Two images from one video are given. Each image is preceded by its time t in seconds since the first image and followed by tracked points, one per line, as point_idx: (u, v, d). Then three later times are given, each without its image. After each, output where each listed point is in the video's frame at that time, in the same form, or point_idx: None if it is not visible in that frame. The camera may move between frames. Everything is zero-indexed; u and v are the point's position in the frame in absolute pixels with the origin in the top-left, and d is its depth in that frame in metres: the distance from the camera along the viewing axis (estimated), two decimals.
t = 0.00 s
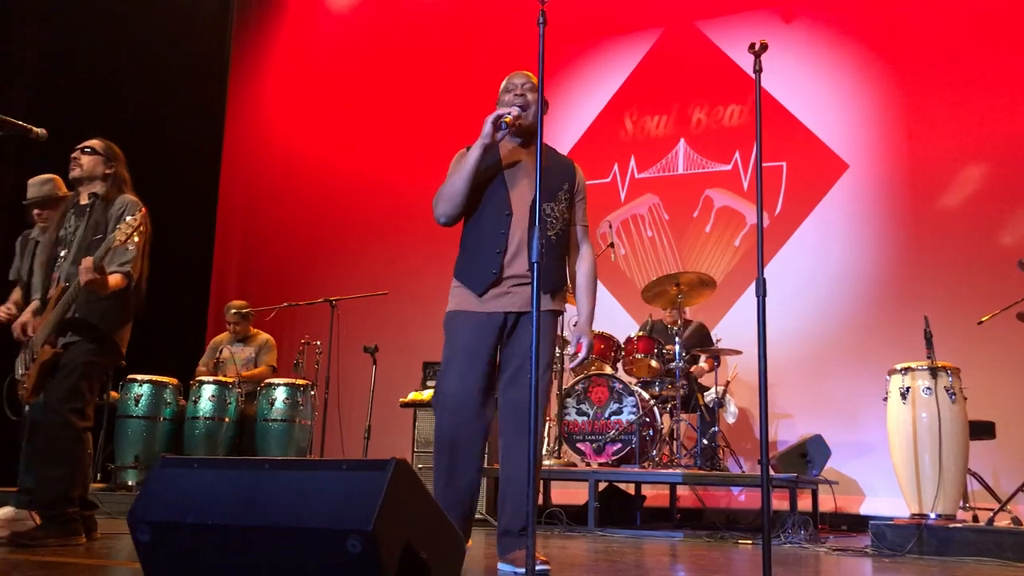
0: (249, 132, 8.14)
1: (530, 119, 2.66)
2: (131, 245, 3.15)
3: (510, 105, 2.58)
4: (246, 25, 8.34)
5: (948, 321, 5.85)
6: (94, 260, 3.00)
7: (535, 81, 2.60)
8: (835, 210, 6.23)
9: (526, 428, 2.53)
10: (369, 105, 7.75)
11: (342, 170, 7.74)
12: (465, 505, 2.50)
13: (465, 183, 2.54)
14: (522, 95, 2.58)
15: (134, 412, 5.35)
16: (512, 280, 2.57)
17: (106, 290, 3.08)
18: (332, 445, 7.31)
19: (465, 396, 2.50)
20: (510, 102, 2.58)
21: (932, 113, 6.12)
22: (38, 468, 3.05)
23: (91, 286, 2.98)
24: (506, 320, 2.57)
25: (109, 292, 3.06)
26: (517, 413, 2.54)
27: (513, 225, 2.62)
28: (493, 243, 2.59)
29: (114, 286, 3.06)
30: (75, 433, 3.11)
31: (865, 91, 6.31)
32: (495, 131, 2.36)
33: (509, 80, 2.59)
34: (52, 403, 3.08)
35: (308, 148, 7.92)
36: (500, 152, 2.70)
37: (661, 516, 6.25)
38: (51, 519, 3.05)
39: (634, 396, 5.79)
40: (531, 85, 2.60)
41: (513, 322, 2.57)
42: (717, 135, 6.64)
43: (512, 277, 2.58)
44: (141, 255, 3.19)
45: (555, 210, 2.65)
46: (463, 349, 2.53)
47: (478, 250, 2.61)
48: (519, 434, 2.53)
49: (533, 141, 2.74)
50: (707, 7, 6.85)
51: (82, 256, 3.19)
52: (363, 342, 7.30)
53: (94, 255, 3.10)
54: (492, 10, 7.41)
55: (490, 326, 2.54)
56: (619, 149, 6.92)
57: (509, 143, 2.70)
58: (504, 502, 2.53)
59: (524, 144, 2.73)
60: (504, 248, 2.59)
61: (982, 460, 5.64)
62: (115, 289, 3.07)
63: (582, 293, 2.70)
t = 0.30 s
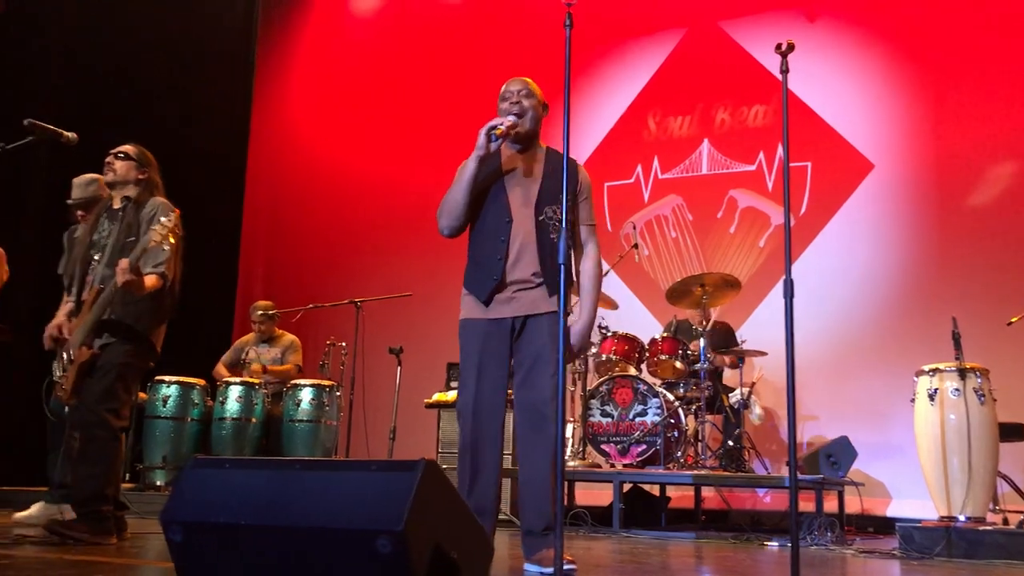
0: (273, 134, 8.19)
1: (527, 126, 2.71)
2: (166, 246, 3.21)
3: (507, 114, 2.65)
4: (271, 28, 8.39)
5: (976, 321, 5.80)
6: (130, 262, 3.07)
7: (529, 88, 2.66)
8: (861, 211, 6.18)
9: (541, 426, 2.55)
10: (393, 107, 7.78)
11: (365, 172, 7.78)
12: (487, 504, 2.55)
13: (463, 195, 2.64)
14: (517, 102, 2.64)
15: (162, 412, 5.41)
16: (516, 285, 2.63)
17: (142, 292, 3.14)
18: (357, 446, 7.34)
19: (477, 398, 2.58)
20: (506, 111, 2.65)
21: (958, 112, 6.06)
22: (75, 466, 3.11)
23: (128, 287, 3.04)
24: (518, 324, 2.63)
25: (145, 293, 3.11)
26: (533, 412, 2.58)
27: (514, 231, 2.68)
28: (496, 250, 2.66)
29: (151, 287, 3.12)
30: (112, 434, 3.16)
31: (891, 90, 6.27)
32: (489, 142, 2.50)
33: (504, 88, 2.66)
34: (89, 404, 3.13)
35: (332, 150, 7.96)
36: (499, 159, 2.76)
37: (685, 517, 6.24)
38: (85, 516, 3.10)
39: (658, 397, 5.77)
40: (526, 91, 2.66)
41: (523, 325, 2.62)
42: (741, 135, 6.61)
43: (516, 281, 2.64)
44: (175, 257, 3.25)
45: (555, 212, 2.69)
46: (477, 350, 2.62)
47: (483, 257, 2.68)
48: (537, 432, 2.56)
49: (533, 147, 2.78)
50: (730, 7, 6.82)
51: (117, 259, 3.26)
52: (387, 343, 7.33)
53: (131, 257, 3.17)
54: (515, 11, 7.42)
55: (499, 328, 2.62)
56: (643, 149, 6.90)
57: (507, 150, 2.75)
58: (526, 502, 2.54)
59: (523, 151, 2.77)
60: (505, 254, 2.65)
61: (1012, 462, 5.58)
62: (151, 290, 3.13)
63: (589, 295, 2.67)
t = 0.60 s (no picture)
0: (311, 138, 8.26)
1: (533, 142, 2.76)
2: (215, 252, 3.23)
3: (513, 132, 2.72)
4: (308, 32, 8.44)
5: None
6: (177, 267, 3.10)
7: (534, 102, 2.70)
8: (903, 209, 6.10)
9: (566, 428, 2.62)
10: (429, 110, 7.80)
11: (402, 175, 7.82)
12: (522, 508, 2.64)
13: (477, 217, 2.77)
14: (521, 119, 2.70)
15: (206, 414, 5.50)
16: (531, 296, 2.71)
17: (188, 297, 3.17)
18: (396, 447, 7.38)
19: (500, 405, 2.69)
20: (512, 129, 2.71)
21: (1003, 108, 5.96)
22: (122, 465, 3.17)
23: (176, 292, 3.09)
24: (535, 331, 2.72)
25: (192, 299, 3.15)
26: (559, 414, 2.65)
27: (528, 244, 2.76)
28: (511, 264, 2.74)
29: (198, 292, 3.15)
30: (158, 435, 3.21)
31: (933, 86, 6.17)
32: (495, 166, 2.64)
33: (509, 104, 2.71)
34: (137, 405, 3.20)
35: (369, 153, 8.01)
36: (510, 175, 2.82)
37: (725, 519, 6.20)
38: (134, 517, 3.17)
39: (698, 399, 5.74)
40: (531, 105, 2.71)
41: (541, 331, 2.70)
42: (780, 134, 6.55)
43: (532, 292, 2.72)
44: (224, 264, 3.27)
45: (567, 221, 2.74)
46: (498, 360, 2.72)
47: (500, 271, 2.77)
48: (563, 434, 2.63)
49: (543, 157, 2.82)
50: (768, 5, 6.76)
51: (166, 263, 3.31)
52: (425, 345, 7.35)
53: (180, 262, 3.21)
54: (551, 12, 7.41)
55: (517, 336, 2.72)
56: (680, 149, 6.86)
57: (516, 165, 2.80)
58: (560, 504, 2.62)
59: (531, 166, 2.81)
60: (519, 267, 2.73)
61: None
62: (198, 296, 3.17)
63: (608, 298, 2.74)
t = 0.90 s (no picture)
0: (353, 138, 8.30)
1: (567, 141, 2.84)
2: (270, 252, 3.30)
3: (552, 128, 2.80)
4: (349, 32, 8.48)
5: None
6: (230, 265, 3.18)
7: (573, 100, 2.79)
8: (955, 204, 5.99)
9: (607, 418, 2.65)
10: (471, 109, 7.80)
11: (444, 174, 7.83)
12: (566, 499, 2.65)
13: (514, 208, 2.80)
14: (562, 116, 2.79)
15: (253, 413, 5.56)
16: (571, 288, 2.73)
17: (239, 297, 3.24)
18: (440, 446, 7.40)
19: (542, 398, 2.69)
20: (553, 124, 2.80)
21: None
22: (170, 464, 3.22)
23: (228, 290, 3.15)
24: (576, 324, 2.74)
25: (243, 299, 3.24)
26: (601, 403, 2.67)
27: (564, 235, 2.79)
28: (548, 256, 2.77)
29: (248, 293, 3.23)
30: (203, 433, 3.24)
31: (985, 78, 6.04)
32: (534, 154, 2.71)
33: (549, 101, 2.80)
34: (182, 403, 3.23)
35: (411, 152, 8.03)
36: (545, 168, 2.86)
37: (773, 519, 6.14)
38: (181, 516, 3.21)
39: (745, 398, 5.73)
40: (570, 104, 2.80)
41: (581, 324, 2.73)
42: (826, 130, 6.47)
43: (569, 281, 2.74)
44: (275, 265, 3.33)
45: (604, 212, 2.78)
46: (540, 355, 2.73)
47: (535, 263, 2.79)
48: (605, 422, 2.65)
49: (576, 154, 2.88)
50: None
51: (217, 265, 3.35)
52: (469, 344, 7.36)
53: (233, 262, 3.27)
54: (593, 9, 7.38)
55: (558, 331, 2.74)
56: (724, 146, 6.78)
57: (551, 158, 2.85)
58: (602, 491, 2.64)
59: (567, 159, 2.86)
60: (557, 258, 2.76)
61: None
62: (250, 297, 3.25)
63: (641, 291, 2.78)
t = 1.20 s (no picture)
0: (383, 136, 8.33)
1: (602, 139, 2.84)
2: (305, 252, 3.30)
3: (591, 124, 2.80)
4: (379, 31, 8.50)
5: None
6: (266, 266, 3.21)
7: (612, 99, 2.80)
8: (992, 200, 5.91)
9: (630, 411, 2.64)
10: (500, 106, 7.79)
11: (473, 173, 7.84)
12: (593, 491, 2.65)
13: (547, 211, 2.78)
14: (602, 114, 2.79)
15: (286, 410, 5.60)
16: (605, 289, 2.73)
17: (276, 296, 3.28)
18: (471, 443, 7.43)
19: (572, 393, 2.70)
20: (591, 121, 2.80)
21: None
22: (209, 459, 3.26)
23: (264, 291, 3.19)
24: (607, 323, 2.74)
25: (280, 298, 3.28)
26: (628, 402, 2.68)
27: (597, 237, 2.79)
28: (581, 256, 2.77)
29: (285, 292, 3.26)
30: (240, 428, 3.26)
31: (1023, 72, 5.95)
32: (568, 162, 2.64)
33: (588, 97, 2.79)
34: (221, 400, 3.27)
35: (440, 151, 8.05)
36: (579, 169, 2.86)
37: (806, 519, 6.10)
38: (221, 509, 3.23)
39: (778, 397, 5.69)
40: (609, 102, 2.81)
41: (611, 323, 2.73)
42: (860, 126, 6.41)
43: (603, 283, 2.74)
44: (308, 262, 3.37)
45: (637, 213, 2.79)
46: (570, 352, 2.73)
47: (568, 264, 2.79)
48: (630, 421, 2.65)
49: (612, 153, 2.89)
50: None
51: (251, 263, 3.39)
52: (500, 342, 7.38)
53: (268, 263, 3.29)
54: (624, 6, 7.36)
55: (590, 329, 2.74)
56: (756, 143, 6.74)
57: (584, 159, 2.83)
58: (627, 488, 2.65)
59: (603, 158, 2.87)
60: (589, 258, 2.76)
61: None
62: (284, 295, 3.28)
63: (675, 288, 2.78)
